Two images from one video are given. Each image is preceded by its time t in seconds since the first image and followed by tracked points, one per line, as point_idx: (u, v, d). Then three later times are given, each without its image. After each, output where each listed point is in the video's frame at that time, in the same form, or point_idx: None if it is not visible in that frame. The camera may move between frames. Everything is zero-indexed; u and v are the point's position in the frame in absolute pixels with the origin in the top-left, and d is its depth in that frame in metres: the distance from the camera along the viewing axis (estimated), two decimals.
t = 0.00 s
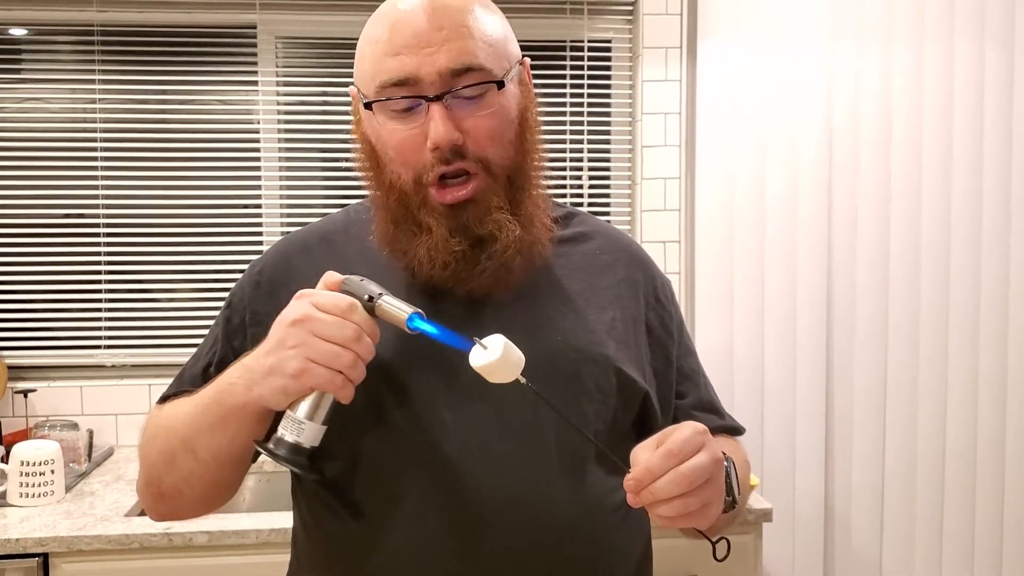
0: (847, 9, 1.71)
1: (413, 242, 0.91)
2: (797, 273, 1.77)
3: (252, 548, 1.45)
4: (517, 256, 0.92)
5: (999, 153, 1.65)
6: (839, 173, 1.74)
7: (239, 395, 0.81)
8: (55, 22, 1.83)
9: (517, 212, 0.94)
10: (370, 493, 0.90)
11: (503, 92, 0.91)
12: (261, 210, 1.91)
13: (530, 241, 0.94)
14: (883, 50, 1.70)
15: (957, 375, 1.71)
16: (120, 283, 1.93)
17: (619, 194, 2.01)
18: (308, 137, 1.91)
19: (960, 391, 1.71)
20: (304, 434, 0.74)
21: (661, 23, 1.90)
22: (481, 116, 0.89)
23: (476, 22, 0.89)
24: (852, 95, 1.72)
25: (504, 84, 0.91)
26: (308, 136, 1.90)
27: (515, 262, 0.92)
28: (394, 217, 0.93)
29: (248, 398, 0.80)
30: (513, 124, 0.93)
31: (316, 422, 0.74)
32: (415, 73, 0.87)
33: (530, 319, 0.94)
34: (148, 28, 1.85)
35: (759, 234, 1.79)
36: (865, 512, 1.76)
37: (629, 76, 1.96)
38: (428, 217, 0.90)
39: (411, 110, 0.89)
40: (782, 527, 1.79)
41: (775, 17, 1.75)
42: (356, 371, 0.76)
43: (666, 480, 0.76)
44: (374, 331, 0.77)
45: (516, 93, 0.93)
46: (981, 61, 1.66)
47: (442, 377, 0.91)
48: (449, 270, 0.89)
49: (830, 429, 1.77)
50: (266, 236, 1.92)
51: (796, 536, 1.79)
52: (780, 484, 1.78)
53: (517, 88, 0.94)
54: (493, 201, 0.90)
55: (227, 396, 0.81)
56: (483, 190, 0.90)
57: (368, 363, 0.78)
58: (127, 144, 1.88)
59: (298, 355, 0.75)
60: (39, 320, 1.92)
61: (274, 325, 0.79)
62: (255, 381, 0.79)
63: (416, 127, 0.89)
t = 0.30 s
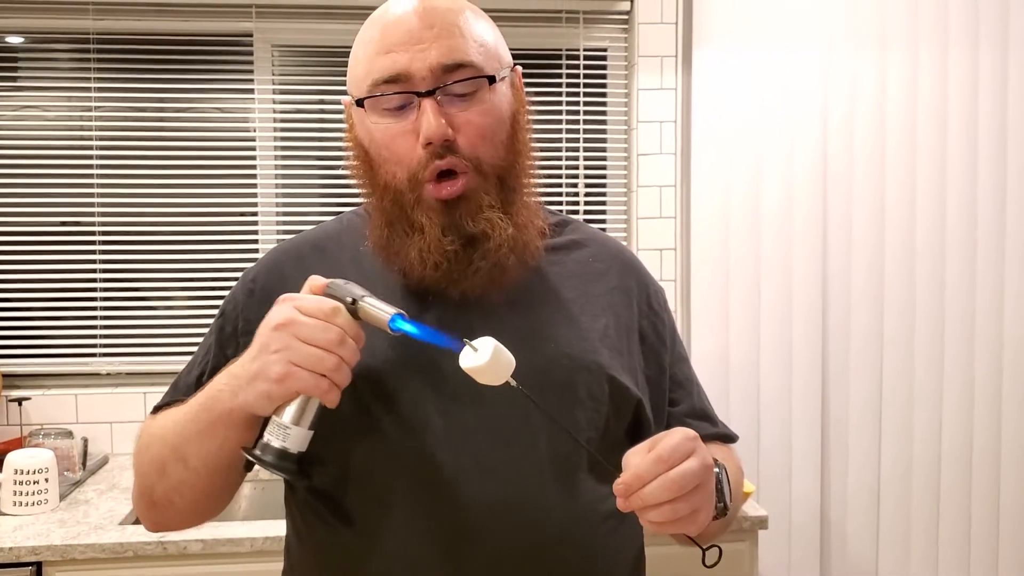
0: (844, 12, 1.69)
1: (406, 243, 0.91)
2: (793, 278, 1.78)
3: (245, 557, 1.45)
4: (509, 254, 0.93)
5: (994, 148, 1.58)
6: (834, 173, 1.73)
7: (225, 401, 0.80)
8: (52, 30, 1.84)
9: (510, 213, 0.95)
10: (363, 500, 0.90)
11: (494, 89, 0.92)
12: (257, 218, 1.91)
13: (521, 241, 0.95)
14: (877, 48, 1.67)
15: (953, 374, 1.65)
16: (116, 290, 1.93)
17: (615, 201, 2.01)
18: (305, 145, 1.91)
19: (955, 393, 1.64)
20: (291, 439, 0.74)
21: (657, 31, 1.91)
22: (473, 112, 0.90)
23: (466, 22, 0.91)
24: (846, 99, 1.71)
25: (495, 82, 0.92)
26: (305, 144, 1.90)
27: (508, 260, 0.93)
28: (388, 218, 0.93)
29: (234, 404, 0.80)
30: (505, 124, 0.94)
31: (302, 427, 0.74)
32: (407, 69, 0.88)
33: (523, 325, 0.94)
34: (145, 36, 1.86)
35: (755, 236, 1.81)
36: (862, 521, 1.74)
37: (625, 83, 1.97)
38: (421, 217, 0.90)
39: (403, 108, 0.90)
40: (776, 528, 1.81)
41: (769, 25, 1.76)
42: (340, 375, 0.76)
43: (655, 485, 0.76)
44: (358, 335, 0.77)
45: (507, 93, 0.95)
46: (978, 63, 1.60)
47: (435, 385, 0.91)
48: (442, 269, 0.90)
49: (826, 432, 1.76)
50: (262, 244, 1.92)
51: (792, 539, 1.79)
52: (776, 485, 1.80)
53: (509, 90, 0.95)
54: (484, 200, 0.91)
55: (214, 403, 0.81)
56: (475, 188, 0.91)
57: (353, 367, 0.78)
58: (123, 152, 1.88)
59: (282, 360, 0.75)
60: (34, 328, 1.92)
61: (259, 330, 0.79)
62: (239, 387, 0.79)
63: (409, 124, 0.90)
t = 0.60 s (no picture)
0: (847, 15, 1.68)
1: (399, 235, 0.92)
2: (790, 276, 1.78)
3: (241, 556, 1.44)
4: (505, 245, 0.94)
5: (994, 149, 1.57)
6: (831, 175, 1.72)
7: (214, 400, 0.80)
8: (48, 29, 1.84)
9: (502, 203, 0.95)
10: (358, 499, 0.90)
11: (486, 78, 0.92)
12: (254, 217, 1.91)
13: (514, 230, 0.95)
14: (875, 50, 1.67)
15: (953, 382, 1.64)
16: (112, 289, 1.93)
17: (613, 202, 2.02)
18: (301, 144, 1.91)
19: (953, 385, 1.64)
20: (282, 435, 0.73)
21: (653, 30, 1.91)
22: (465, 101, 0.90)
23: (458, 15, 0.92)
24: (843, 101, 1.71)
25: (487, 71, 0.92)
26: (302, 143, 1.90)
27: (503, 250, 0.94)
28: (381, 212, 0.94)
29: (223, 403, 0.79)
30: (498, 114, 0.94)
31: (293, 422, 0.73)
32: (400, 61, 0.88)
33: (517, 322, 0.94)
34: (141, 35, 1.86)
35: (751, 233, 1.82)
36: (860, 523, 1.73)
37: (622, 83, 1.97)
38: (414, 209, 0.91)
39: (395, 99, 0.90)
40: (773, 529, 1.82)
41: (766, 27, 1.77)
42: (328, 368, 0.76)
43: (647, 481, 0.77)
44: (344, 327, 0.77)
45: (500, 84, 0.95)
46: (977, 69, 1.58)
47: (428, 383, 0.91)
48: (435, 261, 0.91)
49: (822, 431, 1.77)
50: (259, 243, 1.92)
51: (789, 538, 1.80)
52: (774, 483, 1.81)
53: (503, 82, 0.96)
54: (479, 188, 0.92)
55: (203, 403, 0.81)
56: (468, 179, 0.91)
57: (340, 361, 0.78)
58: (119, 152, 1.88)
59: (268, 355, 0.75)
60: (31, 328, 1.92)
61: (244, 328, 0.79)
62: (226, 385, 0.78)
63: (400, 114, 0.89)
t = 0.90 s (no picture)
0: (837, 21, 1.74)
1: (394, 240, 0.91)
2: (788, 278, 1.81)
3: (238, 559, 1.44)
4: (500, 247, 0.93)
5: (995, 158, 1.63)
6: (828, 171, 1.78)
7: (210, 398, 0.80)
8: (47, 33, 1.84)
9: (498, 209, 0.95)
10: (355, 500, 0.89)
11: (484, 87, 0.91)
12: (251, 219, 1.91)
13: (509, 237, 0.95)
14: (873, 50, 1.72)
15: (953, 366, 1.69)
16: (111, 292, 1.93)
17: (610, 204, 2.01)
18: (299, 147, 1.91)
19: (952, 372, 1.69)
20: (278, 431, 0.72)
21: (651, 32, 1.91)
22: (463, 111, 0.89)
23: (456, 23, 0.90)
24: (842, 103, 1.76)
25: (485, 80, 0.92)
26: (300, 146, 1.90)
27: (498, 255, 0.93)
28: (375, 216, 0.93)
29: (220, 401, 0.79)
30: (495, 121, 0.93)
31: (288, 418, 0.73)
32: (398, 71, 0.87)
33: (514, 325, 0.94)
34: (139, 39, 1.86)
35: (749, 235, 1.84)
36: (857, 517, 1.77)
37: (620, 85, 1.96)
38: (408, 213, 0.90)
39: (393, 108, 0.89)
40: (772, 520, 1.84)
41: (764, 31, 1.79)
42: (322, 362, 0.75)
43: (644, 482, 0.76)
44: (339, 322, 0.77)
45: (497, 91, 0.94)
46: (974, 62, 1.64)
47: (425, 383, 0.91)
48: (430, 265, 0.90)
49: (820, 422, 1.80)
50: (258, 246, 1.92)
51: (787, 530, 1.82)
52: (773, 479, 1.83)
53: (499, 87, 0.95)
54: (475, 192, 0.91)
55: (200, 400, 0.81)
56: (465, 186, 0.91)
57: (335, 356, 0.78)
58: (116, 155, 1.88)
59: (262, 350, 0.75)
60: (29, 331, 1.92)
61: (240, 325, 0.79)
62: (224, 382, 0.78)
63: (398, 124, 0.88)
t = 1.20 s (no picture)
0: (835, 35, 1.84)
1: (391, 249, 0.90)
2: (785, 280, 1.88)
3: (234, 566, 1.44)
4: (494, 258, 0.93)
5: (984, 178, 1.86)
6: (825, 172, 1.87)
7: (210, 403, 0.80)
8: (45, 39, 1.85)
9: (493, 217, 0.94)
10: (352, 505, 0.89)
11: (477, 96, 0.91)
12: (249, 224, 1.91)
13: (505, 245, 0.95)
14: (869, 61, 1.85)
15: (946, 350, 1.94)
16: (108, 298, 1.93)
17: (608, 209, 2.00)
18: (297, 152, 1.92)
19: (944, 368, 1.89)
20: (278, 439, 0.73)
21: (649, 38, 1.91)
22: (456, 120, 0.89)
23: (449, 31, 0.90)
24: (840, 114, 1.86)
25: (478, 88, 0.92)
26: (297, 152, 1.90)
27: (494, 265, 0.93)
28: (373, 226, 0.93)
29: (219, 407, 0.79)
30: (489, 130, 0.93)
31: (288, 426, 0.74)
32: (391, 82, 0.87)
33: (509, 332, 0.94)
34: (136, 45, 1.86)
35: (746, 240, 1.88)
36: (855, 499, 1.90)
37: (617, 92, 1.96)
38: (404, 222, 0.89)
39: (387, 118, 0.89)
40: (771, 511, 1.91)
41: (762, 40, 1.84)
42: (326, 372, 0.76)
43: (639, 485, 0.76)
44: (342, 331, 0.77)
45: (491, 99, 0.94)
46: (967, 75, 1.85)
47: (421, 389, 0.91)
48: (427, 275, 0.90)
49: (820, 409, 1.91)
50: (255, 251, 1.92)
51: (785, 519, 1.90)
52: (772, 472, 1.90)
53: (493, 95, 0.95)
54: (469, 203, 0.91)
55: (199, 405, 0.81)
56: (459, 194, 0.90)
57: (337, 364, 0.78)
58: (114, 160, 1.88)
59: (266, 358, 0.75)
60: (26, 336, 1.92)
61: (242, 331, 0.78)
62: (224, 388, 0.78)
63: (392, 134, 0.89)
